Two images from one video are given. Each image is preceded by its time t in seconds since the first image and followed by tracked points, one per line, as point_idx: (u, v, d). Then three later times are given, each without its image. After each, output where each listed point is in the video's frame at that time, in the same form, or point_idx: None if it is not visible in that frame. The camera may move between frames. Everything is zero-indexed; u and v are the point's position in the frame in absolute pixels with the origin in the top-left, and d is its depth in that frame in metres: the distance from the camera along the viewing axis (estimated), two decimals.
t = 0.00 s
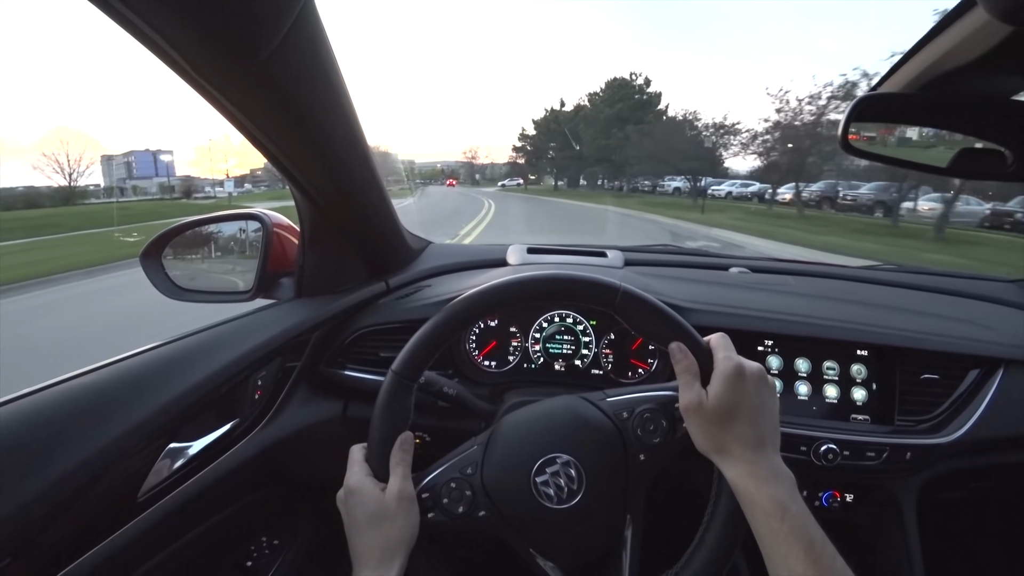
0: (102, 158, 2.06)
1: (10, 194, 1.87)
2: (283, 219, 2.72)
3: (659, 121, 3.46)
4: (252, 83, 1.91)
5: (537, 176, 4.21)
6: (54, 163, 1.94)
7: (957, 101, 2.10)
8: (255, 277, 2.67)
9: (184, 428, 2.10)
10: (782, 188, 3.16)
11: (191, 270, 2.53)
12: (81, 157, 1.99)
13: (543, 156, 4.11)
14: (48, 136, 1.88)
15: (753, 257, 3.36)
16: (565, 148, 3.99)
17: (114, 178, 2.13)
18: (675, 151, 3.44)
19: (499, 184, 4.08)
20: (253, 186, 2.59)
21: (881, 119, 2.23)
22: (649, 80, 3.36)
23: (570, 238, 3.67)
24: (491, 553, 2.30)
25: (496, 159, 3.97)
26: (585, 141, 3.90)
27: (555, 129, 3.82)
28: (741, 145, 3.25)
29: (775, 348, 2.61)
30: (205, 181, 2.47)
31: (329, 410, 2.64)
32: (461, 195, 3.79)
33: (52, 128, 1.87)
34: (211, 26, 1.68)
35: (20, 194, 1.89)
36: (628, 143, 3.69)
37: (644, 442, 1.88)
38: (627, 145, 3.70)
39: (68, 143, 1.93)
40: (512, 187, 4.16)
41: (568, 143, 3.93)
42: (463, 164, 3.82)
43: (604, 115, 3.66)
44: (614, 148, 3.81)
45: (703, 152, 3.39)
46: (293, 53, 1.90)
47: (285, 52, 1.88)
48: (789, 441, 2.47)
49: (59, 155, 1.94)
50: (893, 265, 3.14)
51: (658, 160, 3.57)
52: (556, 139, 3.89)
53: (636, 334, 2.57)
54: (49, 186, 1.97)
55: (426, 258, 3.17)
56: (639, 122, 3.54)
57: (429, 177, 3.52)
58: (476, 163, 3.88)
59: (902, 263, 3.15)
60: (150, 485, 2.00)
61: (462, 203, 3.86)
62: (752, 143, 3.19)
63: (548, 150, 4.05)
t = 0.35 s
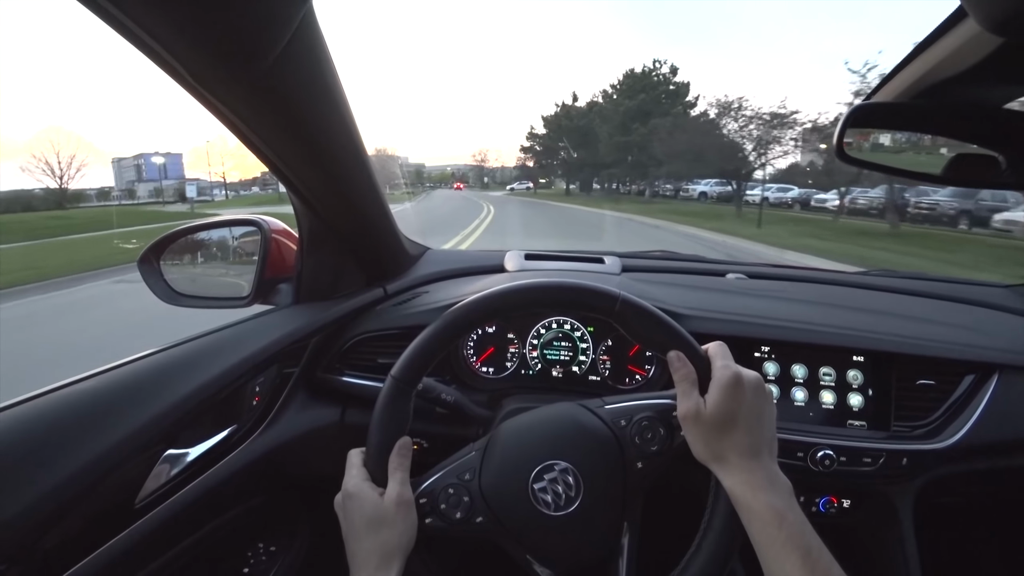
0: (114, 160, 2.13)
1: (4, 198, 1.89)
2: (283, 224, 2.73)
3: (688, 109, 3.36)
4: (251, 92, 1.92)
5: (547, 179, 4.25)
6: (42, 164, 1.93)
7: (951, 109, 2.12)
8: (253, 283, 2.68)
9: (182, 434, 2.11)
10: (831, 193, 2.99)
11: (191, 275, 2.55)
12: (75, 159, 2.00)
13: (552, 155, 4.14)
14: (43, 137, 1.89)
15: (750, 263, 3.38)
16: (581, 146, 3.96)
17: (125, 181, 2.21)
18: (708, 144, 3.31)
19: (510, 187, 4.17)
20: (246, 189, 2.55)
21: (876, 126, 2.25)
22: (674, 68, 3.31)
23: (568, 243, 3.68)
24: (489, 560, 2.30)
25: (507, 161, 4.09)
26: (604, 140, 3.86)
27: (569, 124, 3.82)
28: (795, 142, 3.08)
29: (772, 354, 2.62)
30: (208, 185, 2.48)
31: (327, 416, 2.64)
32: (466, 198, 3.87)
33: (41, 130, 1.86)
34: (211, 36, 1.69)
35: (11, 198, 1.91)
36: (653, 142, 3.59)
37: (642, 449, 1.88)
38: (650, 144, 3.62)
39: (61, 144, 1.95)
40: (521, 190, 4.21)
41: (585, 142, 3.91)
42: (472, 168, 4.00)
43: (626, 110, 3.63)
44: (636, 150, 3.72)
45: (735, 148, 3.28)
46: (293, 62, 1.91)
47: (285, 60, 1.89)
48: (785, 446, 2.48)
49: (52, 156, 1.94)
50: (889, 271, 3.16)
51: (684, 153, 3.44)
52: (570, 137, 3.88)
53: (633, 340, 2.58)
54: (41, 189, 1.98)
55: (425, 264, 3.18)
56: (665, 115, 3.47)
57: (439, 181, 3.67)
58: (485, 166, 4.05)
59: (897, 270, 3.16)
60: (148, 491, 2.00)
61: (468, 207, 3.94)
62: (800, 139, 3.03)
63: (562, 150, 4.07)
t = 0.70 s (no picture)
0: (126, 160, 2.15)
1: None
2: (281, 224, 2.72)
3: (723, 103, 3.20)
4: (250, 89, 1.92)
5: (559, 180, 4.17)
6: (34, 164, 1.88)
7: (953, 106, 2.11)
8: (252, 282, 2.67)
9: (181, 434, 2.10)
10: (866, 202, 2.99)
11: (190, 273, 2.54)
12: (68, 158, 1.96)
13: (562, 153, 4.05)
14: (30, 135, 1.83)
15: (750, 262, 3.37)
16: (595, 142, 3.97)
17: (136, 182, 2.24)
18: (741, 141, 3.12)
19: (521, 189, 4.17)
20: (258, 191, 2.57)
21: (876, 124, 2.25)
22: (711, 51, 3.14)
23: (568, 243, 3.68)
24: (491, 559, 2.30)
25: (518, 164, 4.09)
26: (628, 133, 3.76)
27: (586, 118, 3.83)
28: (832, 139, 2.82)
29: (773, 352, 2.62)
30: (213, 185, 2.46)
31: (327, 415, 2.62)
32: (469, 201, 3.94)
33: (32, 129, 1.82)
34: (212, 32, 1.68)
35: (6, 201, 1.87)
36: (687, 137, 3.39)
37: (644, 447, 1.88)
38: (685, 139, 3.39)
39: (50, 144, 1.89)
40: (531, 193, 4.19)
41: (598, 136, 3.91)
42: (483, 169, 4.12)
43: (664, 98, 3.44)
44: (668, 144, 3.50)
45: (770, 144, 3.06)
46: (292, 59, 1.90)
47: (284, 57, 1.88)
48: (787, 445, 2.48)
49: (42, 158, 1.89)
50: (890, 268, 3.16)
51: (716, 152, 3.25)
52: (584, 131, 3.85)
53: (634, 339, 2.57)
54: (33, 192, 1.94)
55: (425, 263, 3.17)
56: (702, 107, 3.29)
57: (450, 182, 3.92)
58: (496, 167, 4.09)
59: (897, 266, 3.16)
60: (146, 492, 1.99)
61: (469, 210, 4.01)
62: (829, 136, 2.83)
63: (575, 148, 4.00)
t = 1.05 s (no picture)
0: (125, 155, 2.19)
1: None
2: (284, 220, 2.72)
3: (781, 87, 3.07)
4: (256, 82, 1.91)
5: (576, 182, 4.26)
6: (30, 161, 1.92)
7: (960, 112, 2.10)
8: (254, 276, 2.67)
9: (180, 428, 2.09)
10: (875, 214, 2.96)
11: (190, 266, 2.53)
12: (65, 152, 1.99)
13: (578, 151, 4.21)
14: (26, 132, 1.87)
15: (752, 264, 3.37)
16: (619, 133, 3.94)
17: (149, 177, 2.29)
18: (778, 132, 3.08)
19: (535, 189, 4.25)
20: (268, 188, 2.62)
21: (882, 127, 2.25)
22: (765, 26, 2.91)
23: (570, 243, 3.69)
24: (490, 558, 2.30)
25: (533, 163, 4.21)
26: (665, 124, 3.60)
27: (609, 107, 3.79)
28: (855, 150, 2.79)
29: (774, 355, 2.61)
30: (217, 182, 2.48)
31: (326, 411, 2.62)
32: (477, 201, 4.02)
33: (24, 124, 1.84)
34: (220, 25, 1.68)
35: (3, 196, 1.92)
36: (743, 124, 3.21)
37: (644, 448, 1.87)
38: (739, 131, 3.24)
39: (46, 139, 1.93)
40: (543, 194, 4.26)
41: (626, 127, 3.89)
42: (497, 169, 4.20)
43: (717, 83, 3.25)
44: (718, 137, 3.33)
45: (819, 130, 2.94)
46: (299, 52, 1.90)
47: (291, 51, 1.88)
48: (787, 448, 2.47)
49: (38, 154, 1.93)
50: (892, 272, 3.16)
51: (776, 144, 3.11)
52: (608, 120, 3.88)
53: (635, 340, 2.57)
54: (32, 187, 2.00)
55: (427, 260, 3.17)
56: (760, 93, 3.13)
57: (464, 182, 4.01)
58: (511, 167, 4.20)
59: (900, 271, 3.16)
60: (145, 485, 1.99)
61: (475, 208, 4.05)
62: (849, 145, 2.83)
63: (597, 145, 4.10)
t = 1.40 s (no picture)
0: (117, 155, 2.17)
1: None
2: (283, 218, 2.72)
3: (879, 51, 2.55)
4: (253, 80, 1.91)
5: (591, 183, 4.15)
6: (19, 161, 1.89)
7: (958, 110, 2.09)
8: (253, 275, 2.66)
9: (178, 427, 2.09)
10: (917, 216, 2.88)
11: (188, 263, 2.55)
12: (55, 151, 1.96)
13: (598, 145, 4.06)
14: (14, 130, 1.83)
15: (751, 264, 3.37)
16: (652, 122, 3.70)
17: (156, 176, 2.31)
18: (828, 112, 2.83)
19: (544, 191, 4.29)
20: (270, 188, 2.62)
21: (880, 126, 2.24)
22: None
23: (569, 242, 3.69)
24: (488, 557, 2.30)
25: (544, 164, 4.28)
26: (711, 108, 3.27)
27: (634, 89, 3.59)
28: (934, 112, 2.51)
29: (773, 354, 2.61)
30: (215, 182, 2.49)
31: (325, 410, 2.61)
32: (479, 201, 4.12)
33: (12, 121, 1.81)
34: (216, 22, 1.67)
35: None
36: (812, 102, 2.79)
37: (642, 447, 1.87)
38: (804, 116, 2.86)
39: (34, 136, 1.89)
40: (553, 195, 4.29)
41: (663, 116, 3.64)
42: (510, 169, 4.38)
43: (785, 49, 2.78)
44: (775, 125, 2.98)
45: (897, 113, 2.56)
46: (296, 49, 1.89)
47: (288, 48, 1.87)
48: (786, 448, 2.47)
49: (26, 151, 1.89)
50: (890, 271, 3.16)
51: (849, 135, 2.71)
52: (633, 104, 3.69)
53: (634, 339, 2.57)
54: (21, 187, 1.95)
55: (425, 259, 3.17)
56: (841, 62, 2.64)
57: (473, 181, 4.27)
58: (524, 167, 4.34)
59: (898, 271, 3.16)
60: (142, 484, 1.98)
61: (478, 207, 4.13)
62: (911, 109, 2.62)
63: (616, 139, 3.96)
